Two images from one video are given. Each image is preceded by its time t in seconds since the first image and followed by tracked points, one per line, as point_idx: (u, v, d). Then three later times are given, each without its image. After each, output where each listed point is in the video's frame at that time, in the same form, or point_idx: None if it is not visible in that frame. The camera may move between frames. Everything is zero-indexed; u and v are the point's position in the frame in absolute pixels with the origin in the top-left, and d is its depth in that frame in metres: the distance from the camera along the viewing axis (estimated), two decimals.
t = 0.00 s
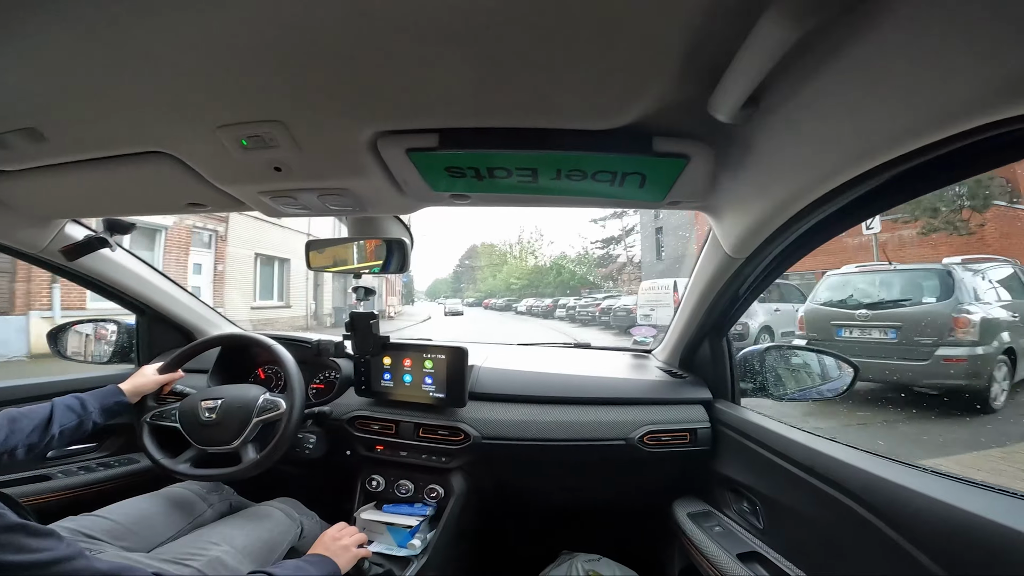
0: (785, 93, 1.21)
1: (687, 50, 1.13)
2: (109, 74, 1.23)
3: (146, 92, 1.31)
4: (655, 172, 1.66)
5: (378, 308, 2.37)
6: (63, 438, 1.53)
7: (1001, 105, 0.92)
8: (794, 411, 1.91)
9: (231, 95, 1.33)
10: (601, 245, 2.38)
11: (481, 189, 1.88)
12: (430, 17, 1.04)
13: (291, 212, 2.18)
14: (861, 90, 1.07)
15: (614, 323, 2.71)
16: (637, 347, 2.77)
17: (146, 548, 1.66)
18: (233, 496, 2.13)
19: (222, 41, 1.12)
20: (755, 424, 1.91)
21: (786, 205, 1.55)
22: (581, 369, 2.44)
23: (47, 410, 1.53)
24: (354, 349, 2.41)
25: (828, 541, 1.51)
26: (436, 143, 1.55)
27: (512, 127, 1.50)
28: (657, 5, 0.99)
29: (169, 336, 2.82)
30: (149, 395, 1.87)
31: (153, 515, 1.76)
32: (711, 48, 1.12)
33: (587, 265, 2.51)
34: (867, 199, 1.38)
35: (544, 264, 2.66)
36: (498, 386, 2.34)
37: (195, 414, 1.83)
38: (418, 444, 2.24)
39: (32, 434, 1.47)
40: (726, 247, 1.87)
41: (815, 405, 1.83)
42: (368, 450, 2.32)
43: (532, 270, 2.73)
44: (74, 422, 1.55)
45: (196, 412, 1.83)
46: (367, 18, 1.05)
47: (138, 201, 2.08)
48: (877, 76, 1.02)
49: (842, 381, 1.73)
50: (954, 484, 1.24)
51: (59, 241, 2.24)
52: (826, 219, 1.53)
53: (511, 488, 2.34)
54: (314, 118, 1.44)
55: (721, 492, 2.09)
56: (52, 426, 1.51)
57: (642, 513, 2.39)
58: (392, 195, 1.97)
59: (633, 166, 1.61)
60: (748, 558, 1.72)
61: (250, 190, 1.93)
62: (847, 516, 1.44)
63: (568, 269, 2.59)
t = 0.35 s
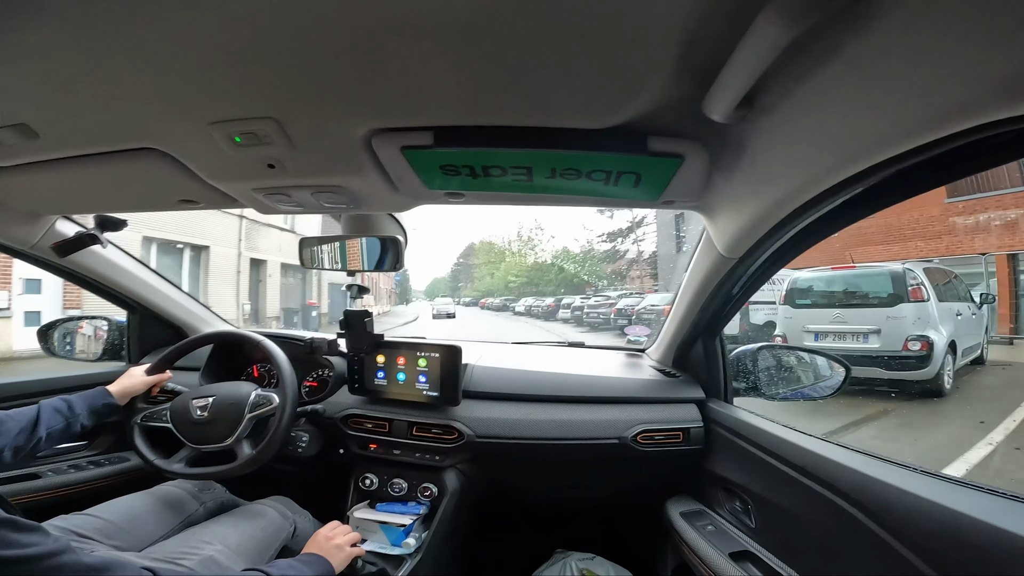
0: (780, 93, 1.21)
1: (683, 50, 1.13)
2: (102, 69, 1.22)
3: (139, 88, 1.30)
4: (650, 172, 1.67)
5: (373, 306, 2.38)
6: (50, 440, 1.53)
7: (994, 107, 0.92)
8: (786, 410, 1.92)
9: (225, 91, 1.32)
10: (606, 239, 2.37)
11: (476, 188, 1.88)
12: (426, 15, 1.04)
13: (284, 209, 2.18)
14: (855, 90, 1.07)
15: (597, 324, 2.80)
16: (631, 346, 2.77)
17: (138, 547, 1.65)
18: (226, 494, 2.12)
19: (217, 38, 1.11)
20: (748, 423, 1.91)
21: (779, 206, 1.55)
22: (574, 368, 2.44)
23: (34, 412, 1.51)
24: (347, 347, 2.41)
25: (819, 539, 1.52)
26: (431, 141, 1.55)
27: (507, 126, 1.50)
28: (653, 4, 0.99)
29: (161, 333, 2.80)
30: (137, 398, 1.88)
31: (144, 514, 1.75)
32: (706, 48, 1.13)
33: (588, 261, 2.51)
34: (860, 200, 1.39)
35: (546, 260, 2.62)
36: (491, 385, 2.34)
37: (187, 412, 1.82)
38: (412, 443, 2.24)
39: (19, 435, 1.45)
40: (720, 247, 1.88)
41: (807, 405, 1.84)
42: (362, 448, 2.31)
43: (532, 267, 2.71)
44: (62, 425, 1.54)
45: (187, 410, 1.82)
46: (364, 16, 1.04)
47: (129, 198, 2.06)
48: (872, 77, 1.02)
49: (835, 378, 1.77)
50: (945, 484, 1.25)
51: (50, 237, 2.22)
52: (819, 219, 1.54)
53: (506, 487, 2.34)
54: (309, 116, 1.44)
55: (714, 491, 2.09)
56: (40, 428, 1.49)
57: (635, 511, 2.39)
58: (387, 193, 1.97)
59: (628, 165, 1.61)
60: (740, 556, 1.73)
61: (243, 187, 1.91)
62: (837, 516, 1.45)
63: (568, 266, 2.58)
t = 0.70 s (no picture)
0: (774, 101, 1.23)
1: (680, 57, 1.14)
2: (97, 69, 1.21)
3: (134, 89, 1.29)
4: (644, 178, 1.68)
5: (367, 310, 2.38)
6: (39, 450, 1.45)
7: (987, 115, 0.94)
8: (777, 417, 1.92)
9: (222, 93, 1.31)
10: (617, 231, 2.24)
11: (471, 193, 1.88)
12: (426, 20, 1.05)
13: (277, 212, 2.16)
14: (849, 98, 1.08)
15: (599, 326, 2.67)
16: (623, 352, 2.77)
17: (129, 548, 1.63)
18: (215, 498, 2.10)
19: (216, 40, 1.11)
20: (740, 429, 1.92)
21: (771, 212, 1.56)
22: (567, 374, 2.44)
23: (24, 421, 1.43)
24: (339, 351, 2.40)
25: (811, 547, 1.51)
26: (427, 145, 1.55)
27: (503, 132, 1.50)
28: (651, 12, 1.00)
29: (150, 336, 2.77)
30: (123, 406, 1.80)
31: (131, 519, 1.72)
32: (704, 55, 1.14)
33: (592, 259, 2.41)
34: (851, 209, 1.41)
35: (546, 258, 2.54)
36: (485, 392, 2.33)
37: (176, 416, 1.80)
38: (404, 448, 2.23)
39: (9, 444, 1.37)
40: (713, 254, 1.89)
41: (797, 413, 1.84)
42: (353, 453, 2.30)
43: (533, 264, 2.63)
44: (52, 434, 1.47)
45: (177, 414, 1.80)
46: (364, 20, 1.05)
47: (119, 199, 2.04)
48: (865, 86, 1.03)
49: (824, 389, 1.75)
50: (935, 489, 1.26)
51: (39, 238, 2.20)
52: (811, 227, 1.55)
53: (498, 493, 2.33)
54: (306, 119, 1.44)
55: (706, 497, 2.09)
56: (30, 437, 1.42)
57: (628, 517, 2.38)
58: (381, 197, 1.96)
59: (622, 171, 1.62)
60: (733, 563, 1.73)
61: (236, 189, 1.90)
62: (830, 522, 1.45)
63: (572, 264, 2.48)
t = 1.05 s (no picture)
0: (766, 101, 1.23)
1: (672, 57, 1.14)
2: (79, 66, 1.19)
3: (119, 85, 1.27)
4: (636, 179, 1.68)
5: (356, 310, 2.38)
6: (21, 459, 1.42)
7: (976, 116, 0.94)
8: (766, 417, 1.93)
9: (210, 91, 1.30)
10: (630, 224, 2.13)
11: (461, 193, 1.88)
12: (417, 18, 1.04)
13: (266, 212, 2.15)
14: (838, 99, 1.09)
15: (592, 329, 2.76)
16: (614, 352, 2.78)
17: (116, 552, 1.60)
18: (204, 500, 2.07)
19: (203, 36, 1.09)
20: (730, 428, 1.93)
21: (761, 212, 1.57)
22: (557, 374, 2.44)
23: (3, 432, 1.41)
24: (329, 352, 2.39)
25: (800, 544, 1.53)
26: (418, 145, 1.54)
27: (494, 131, 1.50)
28: (643, 11, 1.00)
29: (137, 337, 2.75)
30: (107, 414, 1.80)
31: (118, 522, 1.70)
32: (695, 55, 1.13)
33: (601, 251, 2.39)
34: (839, 209, 1.42)
35: (551, 251, 2.55)
36: (477, 392, 2.33)
37: (163, 418, 1.78)
38: (396, 448, 2.23)
39: None
40: (703, 255, 1.90)
41: (785, 412, 1.86)
42: (344, 453, 2.29)
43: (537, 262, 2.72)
44: (34, 442, 1.44)
45: (163, 417, 1.78)
46: (354, 17, 1.04)
47: (105, 198, 2.02)
48: (857, 85, 1.03)
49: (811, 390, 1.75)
50: (922, 488, 1.27)
51: (24, 237, 2.18)
52: (801, 227, 1.56)
53: (490, 493, 2.34)
54: (295, 117, 1.42)
55: (697, 495, 2.10)
56: (10, 446, 1.39)
57: (620, 517, 2.39)
58: (371, 197, 1.95)
59: (613, 172, 1.62)
60: (723, 562, 1.73)
61: (224, 189, 1.89)
62: (817, 520, 1.46)
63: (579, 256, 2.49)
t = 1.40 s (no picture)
0: (756, 98, 1.24)
1: (663, 54, 1.14)
2: (66, 61, 1.18)
3: (106, 80, 1.26)
4: (628, 174, 1.68)
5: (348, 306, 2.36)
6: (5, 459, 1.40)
7: (962, 114, 0.95)
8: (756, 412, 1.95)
9: (199, 86, 1.29)
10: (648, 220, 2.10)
11: (454, 188, 1.87)
12: (408, 14, 1.04)
13: (257, 207, 2.13)
14: (828, 96, 1.10)
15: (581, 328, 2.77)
16: (607, 347, 2.79)
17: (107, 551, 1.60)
18: (197, 497, 2.07)
19: (192, 32, 1.09)
20: (721, 423, 1.95)
21: (752, 209, 1.58)
22: (549, 369, 2.44)
23: None
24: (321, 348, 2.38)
25: (789, 537, 1.54)
26: (410, 140, 1.54)
27: (485, 127, 1.49)
28: (633, 8, 1.00)
29: (126, 333, 2.73)
30: (95, 412, 1.78)
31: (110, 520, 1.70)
32: (686, 52, 1.14)
33: (625, 245, 2.26)
34: (829, 204, 1.43)
35: (561, 245, 2.45)
36: (469, 387, 2.33)
37: (152, 417, 1.77)
38: (388, 445, 2.23)
39: None
40: (694, 250, 1.90)
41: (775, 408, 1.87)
42: (337, 450, 2.29)
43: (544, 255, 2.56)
44: (18, 441, 1.42)
45: (152, 416, 1.77)
46: (345, 13, 1.03)
47: (92, 193, 2.00)
48: (844, 82, 1.04)
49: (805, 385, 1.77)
50: (907, 481, 1.29)
51: (11, 233, 2.16)
52: (791, 221, 1.57)
53: (483, 490, 2.34)
54: (285, 113, 1.42)
55: (688, 490, 2.12)
56: None
57: (612, 511, 2.41)
58: (363, 192, 1.94)
59: (605, 168, 1.62)
60: (714, 556, 1.75)
61: (214, 184, 1.87)
62: (807, 514, 1.48)
63: (599, 248, 2.35)
